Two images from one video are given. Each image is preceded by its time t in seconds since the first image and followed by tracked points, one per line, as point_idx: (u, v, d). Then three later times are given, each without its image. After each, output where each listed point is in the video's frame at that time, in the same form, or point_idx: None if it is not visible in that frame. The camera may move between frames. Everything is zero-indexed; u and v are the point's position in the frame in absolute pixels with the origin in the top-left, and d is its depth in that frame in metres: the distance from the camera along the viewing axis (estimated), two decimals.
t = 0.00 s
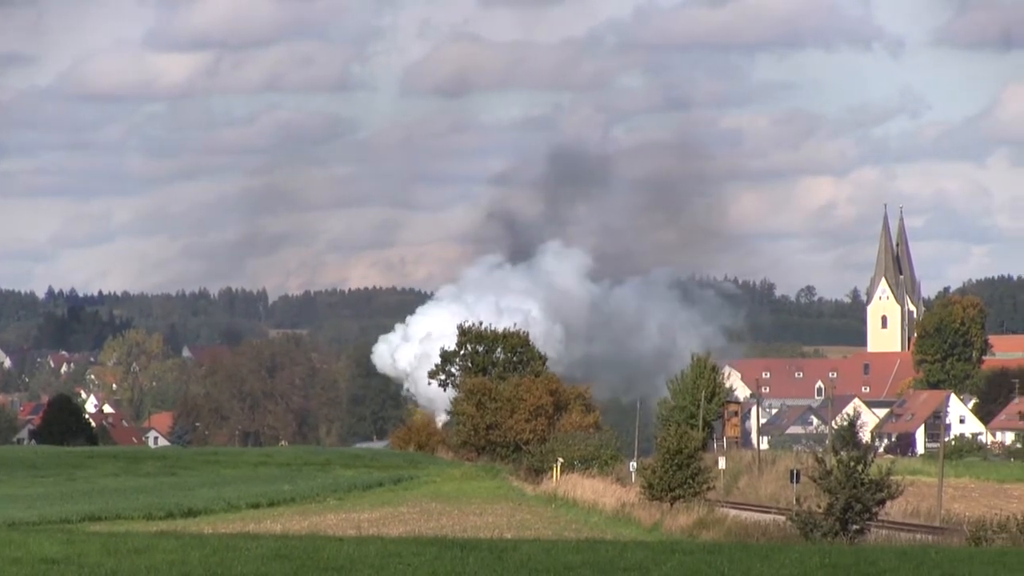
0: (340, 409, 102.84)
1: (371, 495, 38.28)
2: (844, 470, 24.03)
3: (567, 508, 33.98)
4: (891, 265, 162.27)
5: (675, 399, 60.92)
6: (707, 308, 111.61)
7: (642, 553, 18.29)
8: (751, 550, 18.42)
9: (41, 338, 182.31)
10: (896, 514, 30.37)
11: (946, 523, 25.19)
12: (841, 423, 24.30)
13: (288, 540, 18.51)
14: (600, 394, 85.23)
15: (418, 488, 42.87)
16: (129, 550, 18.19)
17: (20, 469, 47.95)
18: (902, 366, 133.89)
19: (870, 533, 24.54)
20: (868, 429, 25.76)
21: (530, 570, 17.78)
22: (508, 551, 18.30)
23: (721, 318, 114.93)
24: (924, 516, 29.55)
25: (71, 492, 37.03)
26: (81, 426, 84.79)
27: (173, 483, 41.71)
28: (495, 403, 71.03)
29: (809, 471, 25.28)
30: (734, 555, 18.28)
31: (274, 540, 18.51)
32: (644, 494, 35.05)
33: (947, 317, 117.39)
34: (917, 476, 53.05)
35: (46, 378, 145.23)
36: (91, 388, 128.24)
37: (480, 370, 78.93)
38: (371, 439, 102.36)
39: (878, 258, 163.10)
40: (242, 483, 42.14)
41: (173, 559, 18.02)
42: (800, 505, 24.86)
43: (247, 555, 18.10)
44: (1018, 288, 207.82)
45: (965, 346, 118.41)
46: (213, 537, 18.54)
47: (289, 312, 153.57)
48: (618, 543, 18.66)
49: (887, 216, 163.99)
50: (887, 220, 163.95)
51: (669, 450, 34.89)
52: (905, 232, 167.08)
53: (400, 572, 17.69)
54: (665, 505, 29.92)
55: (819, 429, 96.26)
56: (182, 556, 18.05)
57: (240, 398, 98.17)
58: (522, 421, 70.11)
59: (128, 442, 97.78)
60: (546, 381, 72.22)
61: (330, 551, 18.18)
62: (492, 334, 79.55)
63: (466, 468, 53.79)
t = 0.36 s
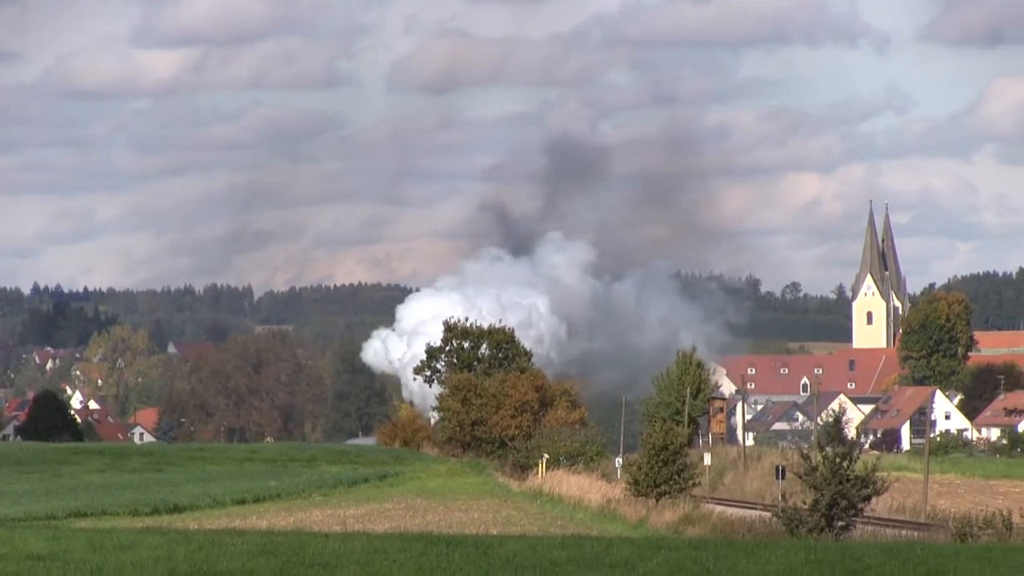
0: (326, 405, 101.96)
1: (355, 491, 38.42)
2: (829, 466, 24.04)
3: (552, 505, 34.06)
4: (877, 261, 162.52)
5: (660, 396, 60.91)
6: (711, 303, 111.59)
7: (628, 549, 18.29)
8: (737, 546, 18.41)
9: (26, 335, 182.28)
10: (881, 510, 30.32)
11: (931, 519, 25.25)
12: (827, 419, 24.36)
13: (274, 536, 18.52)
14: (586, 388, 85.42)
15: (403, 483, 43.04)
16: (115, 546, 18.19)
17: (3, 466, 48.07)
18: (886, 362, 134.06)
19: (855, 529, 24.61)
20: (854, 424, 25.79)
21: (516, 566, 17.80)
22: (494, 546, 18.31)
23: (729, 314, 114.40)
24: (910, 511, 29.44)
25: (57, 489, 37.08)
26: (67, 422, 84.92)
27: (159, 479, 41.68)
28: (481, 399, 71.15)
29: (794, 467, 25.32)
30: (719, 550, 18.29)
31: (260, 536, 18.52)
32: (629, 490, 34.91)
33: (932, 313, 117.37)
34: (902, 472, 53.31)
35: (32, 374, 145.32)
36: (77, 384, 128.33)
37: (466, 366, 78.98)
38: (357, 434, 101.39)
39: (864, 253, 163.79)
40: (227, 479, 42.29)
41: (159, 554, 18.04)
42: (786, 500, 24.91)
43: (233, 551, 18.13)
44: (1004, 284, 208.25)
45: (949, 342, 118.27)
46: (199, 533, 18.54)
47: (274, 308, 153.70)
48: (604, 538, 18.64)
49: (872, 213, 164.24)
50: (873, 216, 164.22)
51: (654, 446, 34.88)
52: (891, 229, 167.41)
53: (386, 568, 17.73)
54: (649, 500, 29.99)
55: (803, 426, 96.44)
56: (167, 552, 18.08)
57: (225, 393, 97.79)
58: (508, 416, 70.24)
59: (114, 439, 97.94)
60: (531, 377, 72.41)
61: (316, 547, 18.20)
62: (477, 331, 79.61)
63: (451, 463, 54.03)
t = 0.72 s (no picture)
0: (311, 404, 99.05)
1: (340, 489, 38.62)
2: (815, 464, 24.09)
3: (538, 503, 34.13)
4: (863, 260, 163.02)
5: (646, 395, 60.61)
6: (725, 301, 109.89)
7: (613, 548, 18.29)
8: (722, 545, 18.41)
9: (11, 333, 181.93)
10: (866, 507, 30.11)
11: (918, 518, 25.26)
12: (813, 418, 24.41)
13: (259, 535, 18.53)
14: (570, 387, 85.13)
15: (389, 481, 43.28)
16: (101, 544, 18.20)
17: None
18: (871, 363, 133.84)
19: (841, 528, 24.70)
20: (841, 422, 25.82)
21: (501, 566, 17.81)
22: (479, 545, 18.33)
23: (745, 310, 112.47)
24: (894, 509, 29.32)
25: (43, 487, 37.07)
26: (53, 421, 85.02)
27: (146, 479, 41.69)
28: (467, 398, 71.29)
29: (780, 465, 25.38)
30: (704, 549, 18.29)
31: (246, 534, 18.52)
32: (615, 489, 34.87)
33: (918, 312, 119.02)
34: (889, 470, 53.55)
35: (18, 373, 145.11)
36: (62, 383, 128.12)
37: (452, 365, 79.00)
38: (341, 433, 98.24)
39: (851, 253, 164.54)
40: (214, 477, 42.55)
41: (145, 553, 18.05)
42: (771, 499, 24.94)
43: (219, 549, 18.16)
44: (988, 284, 208.76)
45: (935, 342, 119.66)
46: (185, 531, 18.56)
47: (260, 306, 153.58)
48: (589, 537, 18.64)
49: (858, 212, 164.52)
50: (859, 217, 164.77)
51: (640, 445, 34.81)
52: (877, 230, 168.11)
53: (371, 567, 17.76)
54: (635, 499, 30.04)
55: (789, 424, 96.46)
56: (153, 550, 18.10)
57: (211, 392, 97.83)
58: (494, 415, 70.29)
59: (99, 438, 97.95)
60: (518, 376, 72.29)
61: (301, 546, 18.21)
62: (463, 329, 79.67)
63: (438, 461, 54.25)
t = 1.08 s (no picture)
0: (287, 401, 98.25)
1: (316, 487, 38.90)
2: (790, 461, 24.17)
3: (514, 500, 34.30)
4: (838, 256, 163.31)
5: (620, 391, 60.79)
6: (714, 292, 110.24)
7: (588, 545, 18.33)
8: (697, 542, 18.45)
9: None
10: (840, 505, 30.23)
11: (893, 514, 25.39)
12: (787, 415, 24.48)
13: (234, 532, 18.57)
14: (544, 384, 85.84)
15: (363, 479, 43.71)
16: (75, 541, 18.24)
17: None
18: (845, 363, 132.14)
19: (816, 524, 24.75)
20: (815, 419, 25.89)
21: (476, 562, 17.88)
22: (454, 542, 18.39)
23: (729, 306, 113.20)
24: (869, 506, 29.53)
25: (19, 483, 37.14)
26: (27, 417, 85.55)
27: (121, 475, 41.85)
28: (442, 395, 71.84)
29: (755, 462, 25.43)
30: (680, 546, 18.33)
31: (220, 532, 18.57)
32: (591, 486, 35.15)
33: (893, 309, 119.96)
34: (867, 466, 54.40)
35: None
36: (37, 379, 127.58)
37: (427, 362, 79.47)
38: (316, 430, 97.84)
39: (826, 249, 163.79)
40: (187, 474, 42.92)
41: (119, 551, 18.06)
42: (747, 495, 25.06)
43: (192, 546, 18.22)
44: (962, 281, 209.12)
45: (911, 338, 120.39)
46: (160, 528, 18.60)
47: (236, 304, 153.31)
48: (564, 534, 18.70)
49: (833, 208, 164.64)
50: (834, 213, 164.35)
51: (615, 441, 35.10)
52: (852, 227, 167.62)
53: (345, 565, 17.79)
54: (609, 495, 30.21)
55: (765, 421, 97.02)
56: (128, 547, 18.13)
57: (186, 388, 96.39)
58: (468, 413, 70.88)
59: (74, 434, 97.89)
60: (493, 373, 72.70)
61: (275, 543, 18.27)
62: (438, 326, 80.12)
63: (413, 459, 54.84)
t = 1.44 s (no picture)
0: (264, 400, 97.96)
1: (294, 485, 39.22)
2: (767, 460, 24.28)
3: (491, 498, 34.50)
4: (815, 255, 162.36)
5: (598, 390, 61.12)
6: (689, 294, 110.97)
7: (565, 543, 18.34)
8: (674, 540, 18.46)
9: None
10: (818, 503, 30.46)
11: (869, 514, 25.54)
12: (765, 413, 24.58)
13: (211, 530, 18.59)
14: (522, 382, 86.29)
15: (340, 476, 44.22)
16: (53, 539, 18.23)
17: None
18: (822, 361, 130.56)
19: (794, 523, 24.85)
20: (792, 417, 25.98)
21: (453, 561, 17.89)
22: (431, 540, 18.40)
23: (708, 303, 113.55)
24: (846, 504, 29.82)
25: None
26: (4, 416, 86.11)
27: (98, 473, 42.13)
28: (419, 393, 72.14)
29: (733, 461, 25.54)
30: (657, 544, 18.33)
31: (197, 530, 18.58)
32: (567, 484, 35.37)
33: (871, 308, 120.53)
34: (842, 465, 55.11)
35: None
36: (13, 377, 126.50)
37: (404, 360, 79.87)
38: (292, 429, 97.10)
39: (803, 248, 162.74)
40: (166, 473, 43.40)
41: (95, 549, 18.06)
42: (724, 495, 25.19)
43: (170, 544, 18.23)
44: (939, 280, 209.33)
45: (887, 336, 120.93)
46: (137, 527, 18.60)
47: (213, 302, 152.73)
48: (541, 533, 18.70)
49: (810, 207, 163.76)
50: (812, 212, 163.78)
51: (592, 440, 35.34)
52: (829, 227, 166.97)
53: (322, 563, 17.77)
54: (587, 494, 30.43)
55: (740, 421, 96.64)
56: (105, 546, 18.13)
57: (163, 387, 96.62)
58: (446, 410, 71.02)
59: (51, 433, 97.46)
60: (470, 371, 73.00)
61: (253, 541, 18.29)
62: (416, 324, 80.60)
63: (389, 457, 55.36)
